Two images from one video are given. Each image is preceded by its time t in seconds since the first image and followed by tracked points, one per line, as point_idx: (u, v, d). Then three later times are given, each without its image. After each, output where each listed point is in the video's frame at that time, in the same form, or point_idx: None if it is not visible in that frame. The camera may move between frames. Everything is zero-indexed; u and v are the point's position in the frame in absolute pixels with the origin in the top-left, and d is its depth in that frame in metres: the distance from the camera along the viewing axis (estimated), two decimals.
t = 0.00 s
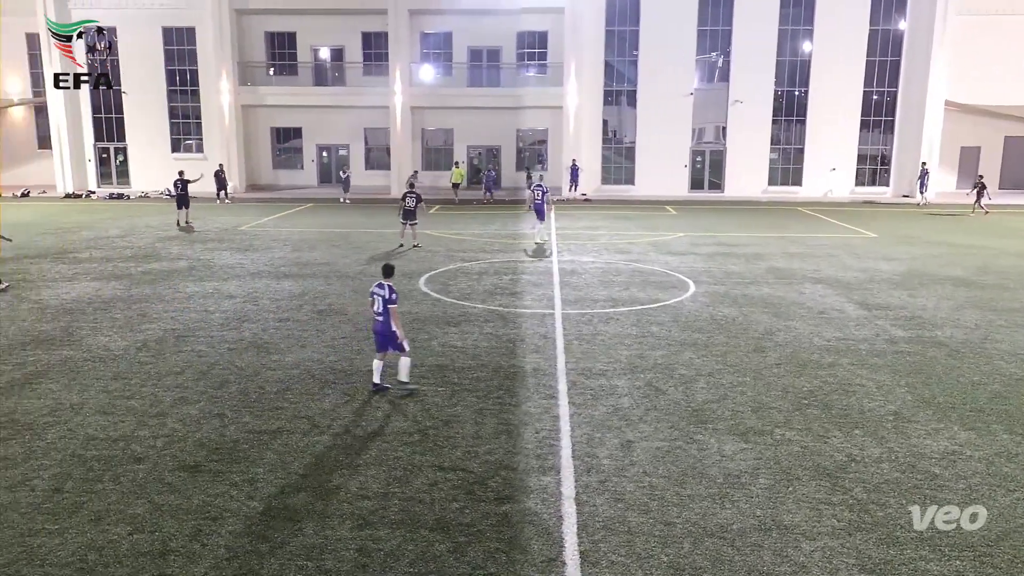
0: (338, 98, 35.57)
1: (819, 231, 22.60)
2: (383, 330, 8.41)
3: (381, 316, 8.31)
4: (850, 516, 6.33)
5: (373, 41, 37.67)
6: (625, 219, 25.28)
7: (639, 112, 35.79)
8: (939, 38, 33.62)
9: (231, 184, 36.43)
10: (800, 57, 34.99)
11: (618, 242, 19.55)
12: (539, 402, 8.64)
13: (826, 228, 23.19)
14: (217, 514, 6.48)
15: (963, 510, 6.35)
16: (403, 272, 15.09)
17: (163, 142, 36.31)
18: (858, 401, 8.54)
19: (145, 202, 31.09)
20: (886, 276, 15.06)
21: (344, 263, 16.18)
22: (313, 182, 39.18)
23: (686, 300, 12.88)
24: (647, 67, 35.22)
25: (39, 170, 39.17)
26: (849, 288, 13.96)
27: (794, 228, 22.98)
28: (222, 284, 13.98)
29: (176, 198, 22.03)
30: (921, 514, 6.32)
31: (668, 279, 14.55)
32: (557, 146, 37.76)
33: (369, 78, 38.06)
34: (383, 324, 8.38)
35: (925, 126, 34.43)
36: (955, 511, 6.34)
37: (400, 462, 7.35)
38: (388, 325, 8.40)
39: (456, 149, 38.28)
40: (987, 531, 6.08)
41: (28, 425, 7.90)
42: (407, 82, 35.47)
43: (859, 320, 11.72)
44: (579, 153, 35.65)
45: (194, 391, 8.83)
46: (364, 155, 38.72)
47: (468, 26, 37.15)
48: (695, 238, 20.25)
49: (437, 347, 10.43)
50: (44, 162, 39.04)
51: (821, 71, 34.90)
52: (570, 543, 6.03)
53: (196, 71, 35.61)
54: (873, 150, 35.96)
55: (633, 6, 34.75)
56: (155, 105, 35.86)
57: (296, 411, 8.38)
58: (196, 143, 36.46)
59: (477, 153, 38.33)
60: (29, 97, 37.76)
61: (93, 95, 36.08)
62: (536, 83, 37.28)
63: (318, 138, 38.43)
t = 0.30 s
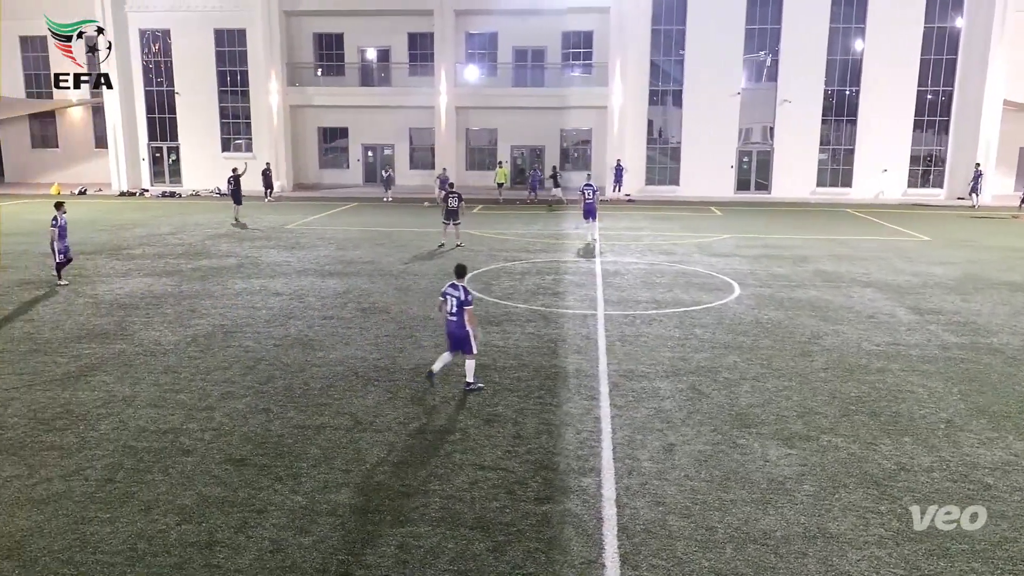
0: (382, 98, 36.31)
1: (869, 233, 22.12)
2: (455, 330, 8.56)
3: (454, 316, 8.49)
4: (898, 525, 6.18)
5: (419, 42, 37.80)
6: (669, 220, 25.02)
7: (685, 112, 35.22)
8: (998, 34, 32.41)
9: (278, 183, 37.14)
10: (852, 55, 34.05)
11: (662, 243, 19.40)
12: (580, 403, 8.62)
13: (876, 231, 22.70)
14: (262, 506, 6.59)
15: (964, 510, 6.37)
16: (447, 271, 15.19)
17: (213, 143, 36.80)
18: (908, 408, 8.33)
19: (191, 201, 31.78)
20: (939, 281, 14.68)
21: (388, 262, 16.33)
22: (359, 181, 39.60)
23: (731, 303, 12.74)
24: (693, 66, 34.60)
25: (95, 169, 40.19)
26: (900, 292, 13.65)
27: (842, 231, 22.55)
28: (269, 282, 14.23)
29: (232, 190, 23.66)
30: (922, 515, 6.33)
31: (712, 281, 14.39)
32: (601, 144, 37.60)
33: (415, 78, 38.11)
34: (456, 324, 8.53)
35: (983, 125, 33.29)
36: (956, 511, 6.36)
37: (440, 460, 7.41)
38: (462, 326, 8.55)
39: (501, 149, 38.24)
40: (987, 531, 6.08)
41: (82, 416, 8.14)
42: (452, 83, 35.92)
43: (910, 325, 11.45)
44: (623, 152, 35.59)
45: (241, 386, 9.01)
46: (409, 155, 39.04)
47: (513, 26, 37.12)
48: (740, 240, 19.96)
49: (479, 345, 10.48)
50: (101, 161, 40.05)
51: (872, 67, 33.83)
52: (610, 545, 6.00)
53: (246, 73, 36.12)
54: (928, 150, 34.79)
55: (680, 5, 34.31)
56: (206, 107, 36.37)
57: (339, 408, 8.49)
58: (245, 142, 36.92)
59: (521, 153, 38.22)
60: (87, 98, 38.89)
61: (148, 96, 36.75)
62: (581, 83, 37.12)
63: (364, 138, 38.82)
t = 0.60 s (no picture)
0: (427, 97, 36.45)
1: (918, 236, 21.59)
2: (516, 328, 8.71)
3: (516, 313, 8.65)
4: (946, 536, 6.03)
5: (461, 42, 37.70)
6: (709, 222, 24.71)
7: (729, 112, 34.41)
8: None
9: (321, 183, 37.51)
10: (902, 54, 33.02)
11: (703, 244, 19.21)
12: (618, 405, 8.57)
13: (925, 233, 22.16)
14: (303, 501, 6.68)
15: (963, 510, 6.38)
16: (486, 271, 15.24)
17: (260, 143, 37.48)
18: (957, 416, 8.13)
19: (232, 199, 32.34)
20: (993, 285, 14.27)
21: (428, 261, 16.44)
22: (400, 181, 39.72)
23: (774, 305, 12.56)
24: (738, 66, 33.85)
25: (144, 168, 41.06)
26: (951, 296, 13.32)
27: (889, 233, 22.06)
28: (310, 279, 14.43)
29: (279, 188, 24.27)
30: (921, 515, 6.34)
31: (755, 283, 14.19)
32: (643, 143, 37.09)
33: (457, 78, 37.98)
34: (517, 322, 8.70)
35: None
36: (956, 511, 6.37)
37: (478, 459, 7.43)
38: (520, 324, 8.73)
39: (542, 149, 38.23)
40: (987, 531, 6.09)
41: (131, 409, 8.35)
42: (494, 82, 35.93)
43: (961, 330, 11.16)
44: (666, 153, 35.02)
45: (283, 381, 9.16)
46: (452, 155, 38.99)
47: (555, 26, 36.96)
48: (783, 242, 19.62)
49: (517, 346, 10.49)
50: (150, 160, 40.87)
51: (923, 67, 32.83)
52: (648, 548, 5.95)
53: (292, 73, 36.70)
54: (981, 151, 33.57)
55: (724, 3, 33.65)
56: (252, 106, 37.09)
57: (379, 405, 8.57)
58: (290, 142, 37.53)
59: (562, 152, 38.16)
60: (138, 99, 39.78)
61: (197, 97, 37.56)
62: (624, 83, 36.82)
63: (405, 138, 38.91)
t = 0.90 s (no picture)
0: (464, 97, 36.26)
1: (965, 238, 21.10)
2: (578, 329, 8.78)
3: (576, 314, 8.74)
4: (992, 547, 5.88)
5: (500, 43, 37.51)
6: (748, 223, 24.41)
7: (771, 113, 33.68)
8: None
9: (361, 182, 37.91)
10: (950, 52, 32.16)
11: (743, 245, 19.01)
12: (655, 407, 8.52)
13: (972, 236, 21.66)
14: (339, 496, 6.76)
15: (964, 510, 6.38)
16: (523, 271, 15.26)
17: (302, 143, 37.98)
18: (1006, 424, 7.91)
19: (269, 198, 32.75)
20: None
21: (465, 260, 16.52)
22: (439, 180, 39.79)
23: (815, 308, 12.37)
24: (782, 65, 33.06)
25: (187, 168, 41.82)
26: (1000, 301, 13.00)
27: (935, 236, 21.59)
28: (348, 278, 14.59)
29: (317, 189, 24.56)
30: (921, 514, 6.35)
31: (796, 286, 13.99)
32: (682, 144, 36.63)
33: (495, 79, 38.01)
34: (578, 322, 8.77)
35: None
36: (956, 511, 6.37)
37: (514, 459, 7.43)
38: (581, 325, 8.80)
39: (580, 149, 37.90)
40: (986, 530, 6.10)
41: (174, 403, 8.52)
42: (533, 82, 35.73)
43: (1010, 336, 10.88)
44: (705, 154, 34.38)
45: (322, 378, 9.27)
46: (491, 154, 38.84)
47: (595, 25, 36.59)
48: (825, 244, 19.29)
49: (554, 346, 10.48)
50: (193, 160, 41.58)
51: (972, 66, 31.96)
52: (684, 552, 5.90)
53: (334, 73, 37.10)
54: None
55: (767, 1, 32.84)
56: (293, 104, 37.60)
57: (416, 403, 8.62)
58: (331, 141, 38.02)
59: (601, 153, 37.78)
60: (183, 99, 40.54)
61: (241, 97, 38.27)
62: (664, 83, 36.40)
63: (444, 138, 38.93)
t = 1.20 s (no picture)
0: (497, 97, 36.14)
1: (1009, 241, 20.60)
2: (631, 327, 8.66)
3: (629, 314, 8.61)
4: None
5: (535, 43, 37.21)
6: (783, 224, 24.11)
7: (809, 112, 33.11)
8: None
9: (395, 182, 38.09)
10: (995, 50, 31.33)
11: (779, 247, 18.78)
12: (688, 409, 8.45)
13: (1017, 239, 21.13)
14: (371, 494, 6.81)
15: (964, 511, 6.39)
16: (556, 271, 15.24)
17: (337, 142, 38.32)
18: None
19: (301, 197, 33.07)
20: None
21: (497, 260, 16.56)
22: (473, 180, 39.68)
23: (853, 311, 12.18)
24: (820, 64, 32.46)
25: (225, 167, 42.44)
26: None
27: (977, 238, 21.11)
28: (381, 277, 14.70)
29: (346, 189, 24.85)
30: (922, 513, 6.37)
31: (833, 288, 13.79)
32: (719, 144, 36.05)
33: (530, 79, 37.60)
34: (631, 321, 8.64)
35: None
36: (956, 512, 6.38)
37: (546, 458, 7.44)
38: (634, 323, 8.69)
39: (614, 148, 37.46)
40: (986, 530, 6.11)
41: (211, 398, 8.66)
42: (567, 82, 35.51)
43: None
44: (741, 153, 33.94)
45: (355, 376, 9.36)
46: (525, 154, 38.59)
47: (631, 25, 36.18)
48: (864, 246, 18.97)
49: (586, 347, 10.45)
50: (232, 160, 42.18)
51: (1018, 66, 31.08)
52: (717, 556, 5.84)
53: (368, 73, 37.29)
54: None
55: None
56: (328, 104, 37.98)
57: (448, 402, 8.66)
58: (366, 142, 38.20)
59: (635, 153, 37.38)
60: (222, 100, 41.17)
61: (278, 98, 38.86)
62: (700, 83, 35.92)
63: (478, 137, 38.75)
